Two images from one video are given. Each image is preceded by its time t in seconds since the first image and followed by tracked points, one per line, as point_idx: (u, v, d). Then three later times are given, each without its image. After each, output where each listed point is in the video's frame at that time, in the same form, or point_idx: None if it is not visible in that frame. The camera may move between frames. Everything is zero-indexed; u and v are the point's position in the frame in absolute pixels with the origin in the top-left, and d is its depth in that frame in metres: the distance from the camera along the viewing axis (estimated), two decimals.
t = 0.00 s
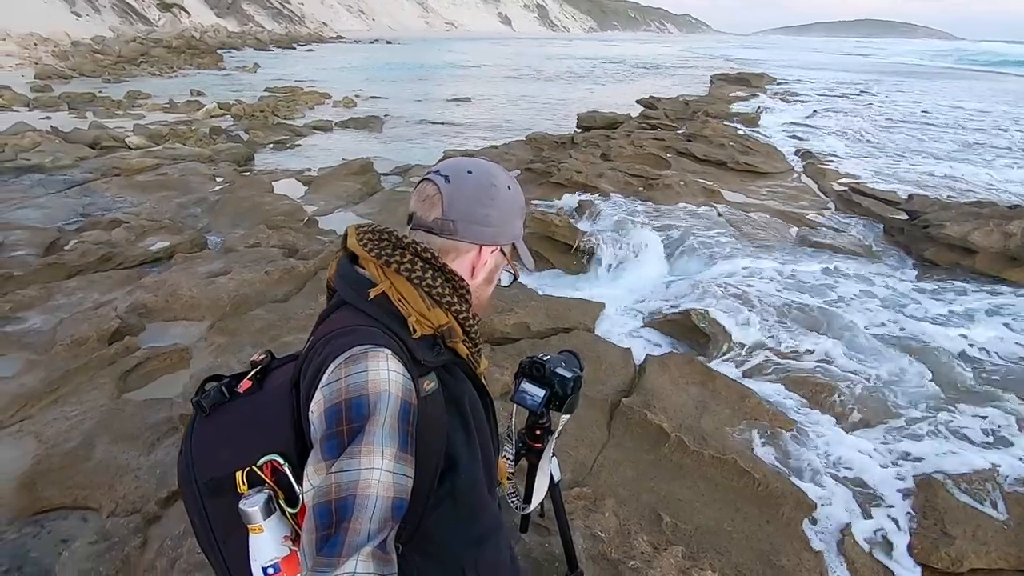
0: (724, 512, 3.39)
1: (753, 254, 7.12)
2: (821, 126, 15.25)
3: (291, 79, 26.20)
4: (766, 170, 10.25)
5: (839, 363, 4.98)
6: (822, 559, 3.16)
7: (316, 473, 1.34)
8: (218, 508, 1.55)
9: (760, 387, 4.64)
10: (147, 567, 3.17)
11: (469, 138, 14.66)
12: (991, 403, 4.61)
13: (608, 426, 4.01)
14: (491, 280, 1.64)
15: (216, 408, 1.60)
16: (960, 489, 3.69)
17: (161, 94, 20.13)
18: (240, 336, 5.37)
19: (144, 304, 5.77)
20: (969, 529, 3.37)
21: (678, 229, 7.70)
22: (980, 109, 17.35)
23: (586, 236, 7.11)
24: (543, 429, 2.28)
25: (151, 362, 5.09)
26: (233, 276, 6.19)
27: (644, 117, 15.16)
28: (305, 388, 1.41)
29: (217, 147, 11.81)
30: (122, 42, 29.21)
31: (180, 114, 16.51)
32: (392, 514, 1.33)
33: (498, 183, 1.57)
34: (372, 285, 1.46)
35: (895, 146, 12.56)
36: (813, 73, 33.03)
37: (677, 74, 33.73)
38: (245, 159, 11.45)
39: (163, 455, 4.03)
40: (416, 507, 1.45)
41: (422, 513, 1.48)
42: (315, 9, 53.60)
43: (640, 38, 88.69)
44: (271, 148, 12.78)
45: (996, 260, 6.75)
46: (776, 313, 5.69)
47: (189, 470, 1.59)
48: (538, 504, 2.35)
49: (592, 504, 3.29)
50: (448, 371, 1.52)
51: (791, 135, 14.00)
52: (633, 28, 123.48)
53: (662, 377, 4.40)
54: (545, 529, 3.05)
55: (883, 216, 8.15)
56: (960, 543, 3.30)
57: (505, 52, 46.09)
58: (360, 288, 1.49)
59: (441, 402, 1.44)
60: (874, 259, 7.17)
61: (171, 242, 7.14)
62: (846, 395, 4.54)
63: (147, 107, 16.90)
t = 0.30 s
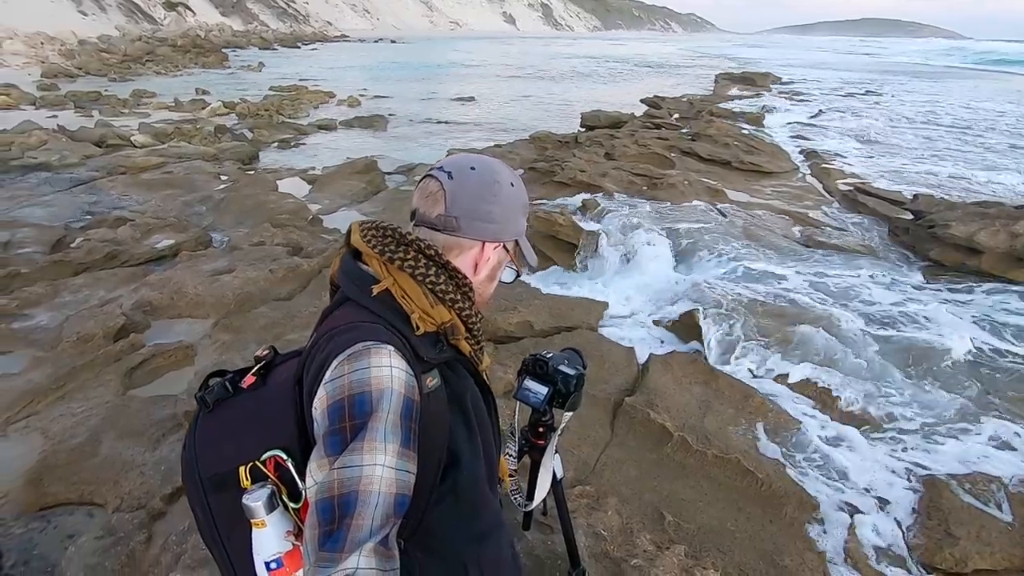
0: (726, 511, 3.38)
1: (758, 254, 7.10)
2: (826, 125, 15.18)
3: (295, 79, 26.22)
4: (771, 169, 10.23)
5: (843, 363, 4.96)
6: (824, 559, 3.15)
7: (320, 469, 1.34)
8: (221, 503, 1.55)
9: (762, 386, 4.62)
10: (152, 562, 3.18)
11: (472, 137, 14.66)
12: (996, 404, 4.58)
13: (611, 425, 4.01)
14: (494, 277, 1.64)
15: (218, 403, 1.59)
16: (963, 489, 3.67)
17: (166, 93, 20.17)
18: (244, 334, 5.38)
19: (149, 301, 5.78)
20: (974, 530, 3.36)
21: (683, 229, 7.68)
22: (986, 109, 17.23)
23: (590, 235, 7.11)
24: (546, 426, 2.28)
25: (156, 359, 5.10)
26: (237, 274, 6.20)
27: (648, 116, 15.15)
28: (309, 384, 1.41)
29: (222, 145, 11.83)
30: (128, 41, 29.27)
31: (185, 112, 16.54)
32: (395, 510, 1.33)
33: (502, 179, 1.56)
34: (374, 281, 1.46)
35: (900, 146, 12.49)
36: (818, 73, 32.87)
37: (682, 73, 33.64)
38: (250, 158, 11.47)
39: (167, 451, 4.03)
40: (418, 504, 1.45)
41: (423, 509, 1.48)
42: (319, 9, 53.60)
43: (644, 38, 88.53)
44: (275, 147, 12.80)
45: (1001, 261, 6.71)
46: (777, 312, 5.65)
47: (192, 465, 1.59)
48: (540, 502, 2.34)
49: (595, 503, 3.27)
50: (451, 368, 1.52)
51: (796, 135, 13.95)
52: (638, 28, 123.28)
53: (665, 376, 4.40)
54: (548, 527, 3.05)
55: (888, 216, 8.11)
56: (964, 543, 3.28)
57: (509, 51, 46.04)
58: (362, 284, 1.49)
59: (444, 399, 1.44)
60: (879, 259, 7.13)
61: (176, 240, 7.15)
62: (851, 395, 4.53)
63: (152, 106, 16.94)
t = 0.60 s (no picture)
0: (728, 512, 3.38)
1: (760, 255, 7.10)
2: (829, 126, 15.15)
3: (298, 79, 26.27)
4: (774, 170, 10.22)
5: (846, 362, 4.95)
6: (826, 560, 3.15)
7: (321, 468, 1.34)
8: (223, 501, 1.56)
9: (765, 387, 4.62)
10: (155, 560, 3.18)
11: (475, 138, 14.68)
12: (999, 406, 4.56)
13: (613, 425, 4.02)
14: (495, 275, 1.64)
15: (220, 401, 1.60)
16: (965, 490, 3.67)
17: (170, 94, 20.23)
18: (247, 334, 5.39)
19: (153, 301, 5.79)
20: (976, 532, 3.35)
21: (685, 229, 7.68)
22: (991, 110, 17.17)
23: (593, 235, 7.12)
24: (548, 425, 2.29)
25: (160, 358, 5.11)
26: (241, 275, 6.21)
27: (651, 117, 15.15)
28: (310, 382, 1.41)
29: (226, 146, 11.86)
30: (131, 42, 29.36)
31: (189, 113, 16.59)
32: (396, 509, 1.33)
33: (502, 177, 1.56)
34: (376, 280, 1.47)
35: (904, 147, 12.45)
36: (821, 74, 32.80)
37: (684, 74, 33.59)
38: (253, 158, 11.50)
39: (171, 451, 4.04)
40: (419, 503, 1.46)
41: (425, 508, 1.48)
42: (322, 9, 53.67)
43: (647, 38, 88.49)
44: (278, 147, 12.84)
45: (1004, 262, 6.67)
46: (779, 312, 5.65)
47: (194, 463, 1.59)
48: (542, 501, 2.35)
49: (596, 503, 3.27)
50: (452, 367, 1.52)
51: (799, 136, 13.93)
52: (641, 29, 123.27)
53: (667, 377, 4.40)
54: (550, 527, 3.05)
55: (891, 217, 8.10)
56: (967, 545, 3.28)
57: (512, 51, 46.07)
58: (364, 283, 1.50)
59: (445, 398, 1.44)
60: (882, 259, 7.11)
61: (180, 240, 7.17)
62: (853, 395, 4.52)
63: (156, 107, 16.99)
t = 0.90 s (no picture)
0: (728, 511, 3.39)
1: (761, 255, 7.10)
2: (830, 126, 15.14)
3: (299, 79, 26.26)
4: (774, 170, 10.22)
5: (846, 361, 4.95)
6: (825, 560, 3.15)
7: (323, 463, 1.35)
8: (225, 495, 1.56)
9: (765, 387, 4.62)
10: (156, 559, 3.18)
11: (475, 137, 14.67)
12: (999, 406, 4.57)
13: (614, 424, 4.02)
14: (498, 271, 1.64)
15: (223, 396, 1.60)
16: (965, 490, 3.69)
17: (171, 94, 20.23)
18: (247, 333, 5.39)
19: (154, 300, 5.79)
20: (976, 532, 3.37)
21: (686, 230, 7.68)
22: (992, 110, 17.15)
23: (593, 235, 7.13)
24: (549, 423, 2.30)
25: (160, 357, 5.11)
26: (241, 274, 6.22)
27: (651, 117, 15.15)
28: (313, 378, 1.42)
29: (226, 145, 11.86)
30: (132, 42, 29.36)
31: (189, 113, 16.59)
32: (397, 505, 1.34)
33: (504, 174, 1.57)
34: (379, 277, 1.47)
35: (904, 148, 12.44)
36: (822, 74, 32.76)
37: (685, 74, 33.56)
38: (253, 158, 11.50)
39: (172, 450, 4.05)
40: (421, 500, 1.46)
41: (427, 504, 1.49)
42: (322, 9, 53.64)
43: (647, 38, 88.19)
44: (279, 147, 12.84)
45: (1004, 262, 6.65)
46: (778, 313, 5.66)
47: (196, 459, 1.59)
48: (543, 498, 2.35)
49: (597, 502, 3.28)
50: (454, 364, 1.52)
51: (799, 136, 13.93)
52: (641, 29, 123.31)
53: (668, 376, 4.41)
54: (551, 526, 3.06)
55: (891, 218, 8.09)
56: (967, 544, 3.29)
57: (512, 51, 46.02)
58: (367, 279, 1.50)
59: (448, 394, 1.44)
60: (882, 259, 7.11)
61: (180, 239, 7.17)
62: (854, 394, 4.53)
63: (156, 106, 16.99)
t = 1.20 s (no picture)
0: (728, 510, 3.40)
1: (760, 255, 7.12)
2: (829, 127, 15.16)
3: (299, 80, 26.30)
4: (774, 171, 10.24)
5: (846, 361, 4.96)
6: (825, 560, 3.16)
7: (320, 460, 1.36)
8: (223, 490, 1.57)
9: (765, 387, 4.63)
10: (157, 558, 3.19)
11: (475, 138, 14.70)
12: (998, 405, 4.57)
13: (613, 423, 4.03)
14: (498, 264, 1.65)
15: (222, 390, 1.60)
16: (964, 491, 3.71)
17: (171, 95, 20.28)
18: (247, 334, 5.40)
19: (154, 301, 5.80)
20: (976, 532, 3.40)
21: (686, 230, 7.70)
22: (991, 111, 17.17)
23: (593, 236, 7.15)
24: (549, 421, 2.30)
25: (161, 358, 5.11)
26: (241, 275, 6.22)
27: (651, 117, 15.18)
28: (311, 374, 1.42)
29: (226, 146, 11.89)
30: (132, 44, 29.42)
31: (190, 114, 16.63)
32: (393, 503, 1.34)
33: (497, 165, 1.56)
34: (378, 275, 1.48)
35: (904, 148, 12.46)
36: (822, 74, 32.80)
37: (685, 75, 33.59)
38: (254, 159, 11.52)
39: (172, 450, 4.05)
40: (418, 496, 1.47)
41: (424, 501, 1.49)
42: (322, 11, 53.73)
43: (646, 39, 88.35)
44: (279, 147, 12.87)
45: (1003, 262, 6.64)
46: (778, 313, 5.68)
47: (195, 453, 1.60)
48: (543, 496, 2.36)
49: (597, 501, 3.28)
50: (453, 361, 1.53)
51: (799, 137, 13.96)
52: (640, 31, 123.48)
53: (668, 376, 4.41)
54: (551, 526, 3.06)
55: (890, 219, 8.10)
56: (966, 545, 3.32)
57: (512, 52, 46.11)
58: (366, 275, 1.51)
59: (446, 392, 1.45)
60: (881, 260, 7.12)
61: (180, 240, 7.18)
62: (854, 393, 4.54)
63: (157, 107, 17.03)
